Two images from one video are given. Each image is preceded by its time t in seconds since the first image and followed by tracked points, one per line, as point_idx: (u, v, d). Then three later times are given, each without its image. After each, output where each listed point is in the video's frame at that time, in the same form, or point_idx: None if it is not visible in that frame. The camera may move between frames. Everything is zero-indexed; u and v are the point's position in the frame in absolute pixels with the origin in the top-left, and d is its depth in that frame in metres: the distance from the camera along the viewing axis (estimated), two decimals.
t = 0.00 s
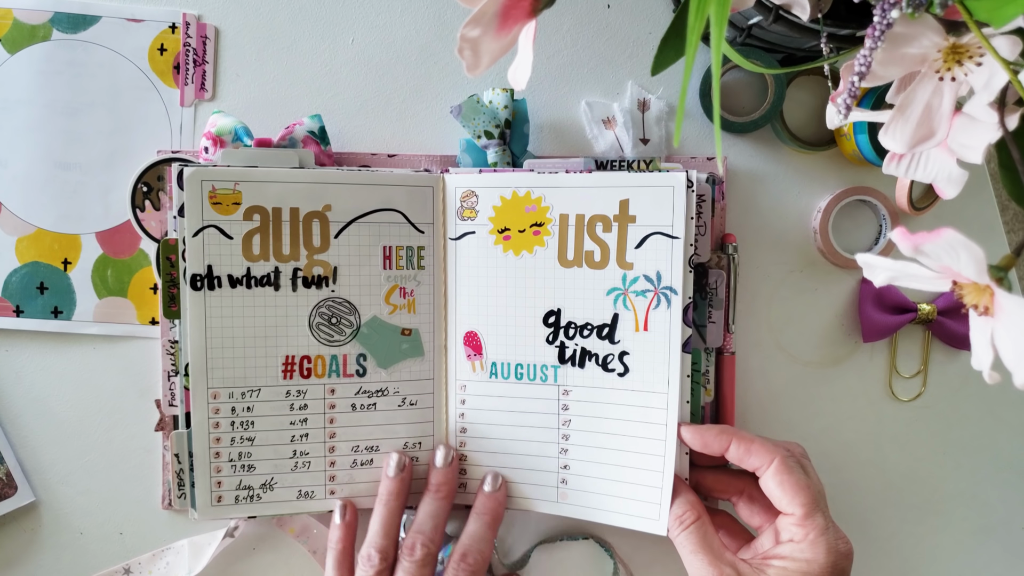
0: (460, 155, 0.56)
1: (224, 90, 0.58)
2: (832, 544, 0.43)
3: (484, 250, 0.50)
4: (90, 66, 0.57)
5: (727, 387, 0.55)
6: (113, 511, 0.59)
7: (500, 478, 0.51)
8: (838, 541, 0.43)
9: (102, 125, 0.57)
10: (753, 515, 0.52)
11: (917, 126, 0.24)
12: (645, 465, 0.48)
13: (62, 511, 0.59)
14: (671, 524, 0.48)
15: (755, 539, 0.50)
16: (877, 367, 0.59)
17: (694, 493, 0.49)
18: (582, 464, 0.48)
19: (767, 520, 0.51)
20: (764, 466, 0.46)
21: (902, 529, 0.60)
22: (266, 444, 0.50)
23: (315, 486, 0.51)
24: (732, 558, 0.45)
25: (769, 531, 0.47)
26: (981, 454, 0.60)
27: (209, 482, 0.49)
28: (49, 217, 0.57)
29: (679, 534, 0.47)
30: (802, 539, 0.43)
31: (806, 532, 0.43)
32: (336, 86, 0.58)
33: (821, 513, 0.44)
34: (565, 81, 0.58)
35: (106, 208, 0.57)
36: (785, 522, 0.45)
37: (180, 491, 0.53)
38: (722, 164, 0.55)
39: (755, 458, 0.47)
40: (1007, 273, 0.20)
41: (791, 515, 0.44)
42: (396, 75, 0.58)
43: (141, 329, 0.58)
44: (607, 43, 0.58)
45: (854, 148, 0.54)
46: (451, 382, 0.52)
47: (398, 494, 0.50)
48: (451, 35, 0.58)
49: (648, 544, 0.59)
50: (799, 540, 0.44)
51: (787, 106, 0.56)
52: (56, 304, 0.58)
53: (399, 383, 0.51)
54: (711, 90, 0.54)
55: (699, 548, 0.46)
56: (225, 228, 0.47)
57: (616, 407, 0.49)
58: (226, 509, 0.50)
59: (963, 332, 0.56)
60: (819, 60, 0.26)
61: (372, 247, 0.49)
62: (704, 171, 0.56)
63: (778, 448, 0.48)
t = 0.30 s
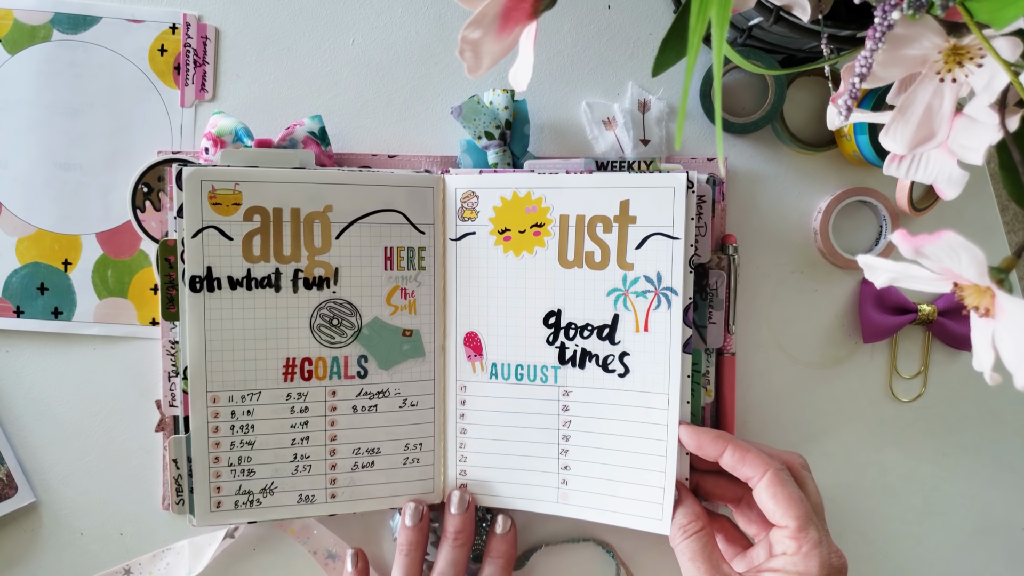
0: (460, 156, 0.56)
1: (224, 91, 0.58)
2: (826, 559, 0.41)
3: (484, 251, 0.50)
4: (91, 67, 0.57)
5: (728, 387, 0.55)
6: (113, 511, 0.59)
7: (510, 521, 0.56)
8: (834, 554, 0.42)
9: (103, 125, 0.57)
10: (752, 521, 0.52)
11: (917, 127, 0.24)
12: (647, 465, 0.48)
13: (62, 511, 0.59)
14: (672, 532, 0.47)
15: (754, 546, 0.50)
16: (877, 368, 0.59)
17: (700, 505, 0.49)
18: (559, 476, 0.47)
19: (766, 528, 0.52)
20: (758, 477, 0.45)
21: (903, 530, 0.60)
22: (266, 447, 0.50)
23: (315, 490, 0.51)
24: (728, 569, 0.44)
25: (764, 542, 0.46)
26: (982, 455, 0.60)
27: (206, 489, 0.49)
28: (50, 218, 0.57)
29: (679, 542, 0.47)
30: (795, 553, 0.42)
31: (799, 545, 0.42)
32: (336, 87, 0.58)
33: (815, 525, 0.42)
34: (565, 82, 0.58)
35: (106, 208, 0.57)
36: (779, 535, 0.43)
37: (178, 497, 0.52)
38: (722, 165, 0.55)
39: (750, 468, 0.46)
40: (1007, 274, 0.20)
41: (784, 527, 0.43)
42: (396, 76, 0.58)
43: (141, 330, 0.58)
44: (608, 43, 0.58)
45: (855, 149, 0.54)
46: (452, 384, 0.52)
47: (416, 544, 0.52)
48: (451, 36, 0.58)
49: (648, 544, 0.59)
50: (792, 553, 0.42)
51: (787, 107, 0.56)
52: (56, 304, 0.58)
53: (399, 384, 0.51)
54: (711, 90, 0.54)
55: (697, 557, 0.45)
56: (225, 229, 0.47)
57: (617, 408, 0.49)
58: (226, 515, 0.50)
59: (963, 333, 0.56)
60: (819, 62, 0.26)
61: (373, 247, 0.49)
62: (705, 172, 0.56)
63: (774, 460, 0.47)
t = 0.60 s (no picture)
0: (460, 156, 0.56)
1: (223, 91, 0.58)
2: (825, 567, 0.41)
3: (484, 251, 0.50)
4: (91, 67, 0.57)
5: (728, 388, 0.55)
6: (113, 511, 0.59)
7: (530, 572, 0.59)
8: (832, 562, 0.42)
9: (103, 126, 0.57)
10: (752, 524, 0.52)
11: (917, 128, 0.24)
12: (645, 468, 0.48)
13: (62, 511, 0.59)
14: (673, 534, 0.47)
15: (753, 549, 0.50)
16: (877, 368, 0.59)
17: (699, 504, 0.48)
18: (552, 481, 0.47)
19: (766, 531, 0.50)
20: (757, 484, 0.45)
21: (903, 530, 0.60)
22: (266, 448, 0.50)
23: (316, 492, 0.51)
24: None
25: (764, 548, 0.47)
26: (982, 455, 0.60)
27: (206, 490, 0.49)
28: (50, 218, 0.57)
29: (680, 545, 0.46)
30: (794, 561, 0.42)
31: (798, 554, 0.42)
32: (336, 87, 0.58)
33: (813, 534, 0.42)
34: (565, 82, 0.58)
35: (106, 208, 0.57)
36: (778, 543, 0.43)
37: (178, 497, 0.52)
38: (722, 166, 0.55)
39: (748, 474, 0.46)
40: (1008, 275, 0.20)
41: (783, 535, 0.43)
42: (396, 76, 0.58)
43: (141, 330, 0.58)
44: (608, 44, 0.58)
45: (855, 149, 0.54)
46: (452, 384, 0.52)
47: None
48: (451, 36, 0.58)
49: (648, 544, 0.59)
50: (791, 562, 0.42)
51: (787, 107, 0.56)
52: (56, 304, 0.58)
53: (399, 385, 0.51)
54: (711, 91, 0.54)
55: (698, 563, 0.45)
56: (225, 229, 0.47)
57: (614, 411, 0.49)
58: (226, 516, 0.50)
59: (963, 333, 0.56)
60: (819, 62, 0.26)
61: (372, 247, 0.49)
62: (705, 172, 0.56)
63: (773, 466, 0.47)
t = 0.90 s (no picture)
0: (460, 156, 0.56)
1: (223, 91, 0.58)
2: (821, 566, 0.41)
3: (483, 251, 0.50)
4: (91, 67, 0.57)
5: (728, 388, 0.55)
6: (112, 511, 0.59)
7: None
8: (828, 561, 0.42)
9: (103, 126, 0.57)
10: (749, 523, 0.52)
11: (916, 128, 0.24)
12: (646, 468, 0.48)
13: (62, 511, 0.59)
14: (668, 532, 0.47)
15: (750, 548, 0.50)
16: (877, 368, 0.59)
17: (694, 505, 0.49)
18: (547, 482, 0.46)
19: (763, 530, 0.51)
20: (757, 482, 0.45)
21: (902, 529, 0.60)
22: (265, 449, 0.50)
23: (316, 491, 0.51)
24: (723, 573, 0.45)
25: (760, 545, 0.47)
26: (982, 455, 0.60)
27: (206, 490, 0.49)
28: (50, 218, 0.57)
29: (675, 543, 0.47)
30: (789, 559, 0.42)
31: (793, 552, 0.42)
32: (336, 86, 0.58)
33: (810, 532, 0.42)
34: (565, 82, 0.58)
35: (106, 208, 0.57)
36: (775, 541, 0.44)
37: (178, 497, 0.52)
38: (722, 165, 0.55)
39: (748, 472, 0.46)
40: (1007, 274, 0.20)
41: (780, 533, 0.43)
42: (396, 76, 0.58)
43: (140, 330, 0.58)
44: (608, 43, 0.58)
45: (855, 149, 0.54)
46: (451, 384, 0.52)
47: None
48: (452, 36, 0.58)
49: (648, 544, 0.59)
50: (786, 560, 0.42)
51: (787, 107, 0.56)
52: (56, 304, 0.58)
53: (399, 385, 0.51)
54: (711, 91, 0.54)
55: (691, 561, 0.46)
56: (225, 229, 0.47)
57: (613, 412, 0.49)
58: (226, 516, 0.50)
59: (963, 333, 0.56)
60: (819, 62, 0.26)
61: (372, 247, 0.49)
62: (704, 172, 0.56)
63: (773, 463, 0.47)
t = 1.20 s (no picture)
0: (460, 156, 0.56)
1: (223, 91, 0.58)
2: (820, 564, 0.41)
3: (483, 250, 0.50)
4: (91, 67, 0.57)
5: (728, 387, 0.55)
6: (112, 511, 0.59)
7: None
8: (826, 559, 0.42)
9: (103, 125, 0.57)
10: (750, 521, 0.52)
11: (916, 128, 0.24)
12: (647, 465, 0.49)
13: (62, 511, 0.59)
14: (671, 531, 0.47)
15: (750, 546, 0.50)
16: (877, 368, 0.59)
17: (697, 504, 0.49)
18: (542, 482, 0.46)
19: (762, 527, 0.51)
20: (757, 479, 0.45)
21: (901, 529, 0.60)
22: (266, 449, 0.50)
23: (315, 491, 0.51)
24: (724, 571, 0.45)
25: (759, 543, 0.47)
26: (982, 455, 0.60)
27: (206, 489, 0.49)
28: (50, 218, 0.57)
29: (677, 541, 0.47)
30: (788, 557, 0.42)
31: (792, 550, 0.42)
32: (336, 86, 0.58)
33: (809, 530, 0.42)
34: (565, 82, 0.58)
35: (106, 208, 0.57)
36: (774, 539, 0.44)
37: (177, 497, 0.51)
38: (722, 165, 0.55)
39: (749, 470, 0.46)
40: (1007, 274, 0.20)
41: (779, 531, 0.43)
42: (396, 76, 0.58)
43: (140, 330, 0.58)
44: (608, 43, 0.58)
45: (855, 149, 0.54)
46: (449, 384, 0.52)
47: None
48: (452, 36, 0.58)
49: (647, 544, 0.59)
50: (785, 558, 0.42)
51: (787, 107, 0.56)
52: (56, 304, 0.58)
53: (398, 384, 0.51)
54: (711, 90, 0.54)
55: (693, 559, 0.46)
56: (225, 228, 0.47)
57: (609, 414, 0.48)
58: (226, 516, 0.50)
59: (963, 333, 0.56)
60: (819, 61, 0.26)
61: (373, 247, 0.50)
62: (704, 172, 0.56)
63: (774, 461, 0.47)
